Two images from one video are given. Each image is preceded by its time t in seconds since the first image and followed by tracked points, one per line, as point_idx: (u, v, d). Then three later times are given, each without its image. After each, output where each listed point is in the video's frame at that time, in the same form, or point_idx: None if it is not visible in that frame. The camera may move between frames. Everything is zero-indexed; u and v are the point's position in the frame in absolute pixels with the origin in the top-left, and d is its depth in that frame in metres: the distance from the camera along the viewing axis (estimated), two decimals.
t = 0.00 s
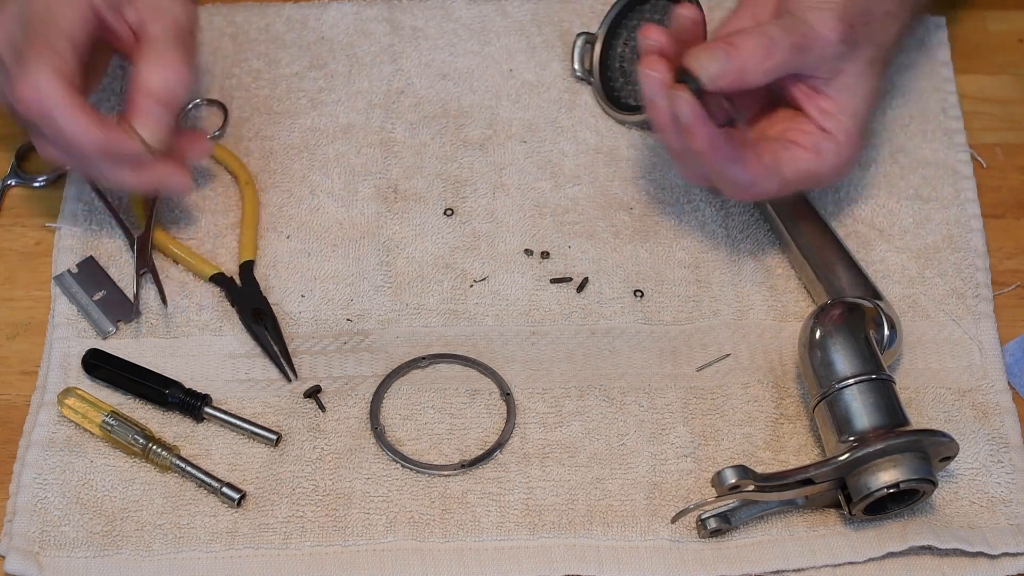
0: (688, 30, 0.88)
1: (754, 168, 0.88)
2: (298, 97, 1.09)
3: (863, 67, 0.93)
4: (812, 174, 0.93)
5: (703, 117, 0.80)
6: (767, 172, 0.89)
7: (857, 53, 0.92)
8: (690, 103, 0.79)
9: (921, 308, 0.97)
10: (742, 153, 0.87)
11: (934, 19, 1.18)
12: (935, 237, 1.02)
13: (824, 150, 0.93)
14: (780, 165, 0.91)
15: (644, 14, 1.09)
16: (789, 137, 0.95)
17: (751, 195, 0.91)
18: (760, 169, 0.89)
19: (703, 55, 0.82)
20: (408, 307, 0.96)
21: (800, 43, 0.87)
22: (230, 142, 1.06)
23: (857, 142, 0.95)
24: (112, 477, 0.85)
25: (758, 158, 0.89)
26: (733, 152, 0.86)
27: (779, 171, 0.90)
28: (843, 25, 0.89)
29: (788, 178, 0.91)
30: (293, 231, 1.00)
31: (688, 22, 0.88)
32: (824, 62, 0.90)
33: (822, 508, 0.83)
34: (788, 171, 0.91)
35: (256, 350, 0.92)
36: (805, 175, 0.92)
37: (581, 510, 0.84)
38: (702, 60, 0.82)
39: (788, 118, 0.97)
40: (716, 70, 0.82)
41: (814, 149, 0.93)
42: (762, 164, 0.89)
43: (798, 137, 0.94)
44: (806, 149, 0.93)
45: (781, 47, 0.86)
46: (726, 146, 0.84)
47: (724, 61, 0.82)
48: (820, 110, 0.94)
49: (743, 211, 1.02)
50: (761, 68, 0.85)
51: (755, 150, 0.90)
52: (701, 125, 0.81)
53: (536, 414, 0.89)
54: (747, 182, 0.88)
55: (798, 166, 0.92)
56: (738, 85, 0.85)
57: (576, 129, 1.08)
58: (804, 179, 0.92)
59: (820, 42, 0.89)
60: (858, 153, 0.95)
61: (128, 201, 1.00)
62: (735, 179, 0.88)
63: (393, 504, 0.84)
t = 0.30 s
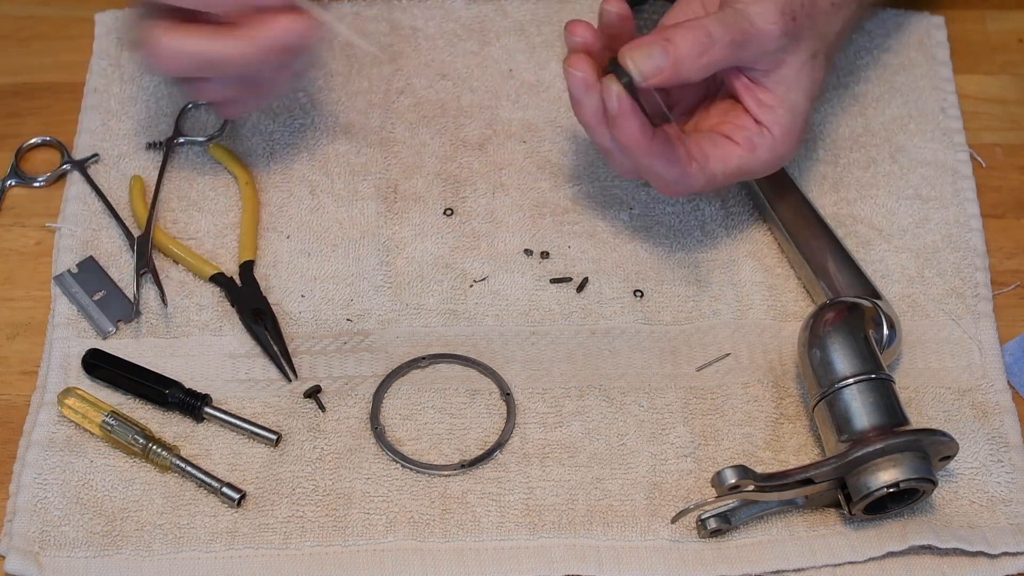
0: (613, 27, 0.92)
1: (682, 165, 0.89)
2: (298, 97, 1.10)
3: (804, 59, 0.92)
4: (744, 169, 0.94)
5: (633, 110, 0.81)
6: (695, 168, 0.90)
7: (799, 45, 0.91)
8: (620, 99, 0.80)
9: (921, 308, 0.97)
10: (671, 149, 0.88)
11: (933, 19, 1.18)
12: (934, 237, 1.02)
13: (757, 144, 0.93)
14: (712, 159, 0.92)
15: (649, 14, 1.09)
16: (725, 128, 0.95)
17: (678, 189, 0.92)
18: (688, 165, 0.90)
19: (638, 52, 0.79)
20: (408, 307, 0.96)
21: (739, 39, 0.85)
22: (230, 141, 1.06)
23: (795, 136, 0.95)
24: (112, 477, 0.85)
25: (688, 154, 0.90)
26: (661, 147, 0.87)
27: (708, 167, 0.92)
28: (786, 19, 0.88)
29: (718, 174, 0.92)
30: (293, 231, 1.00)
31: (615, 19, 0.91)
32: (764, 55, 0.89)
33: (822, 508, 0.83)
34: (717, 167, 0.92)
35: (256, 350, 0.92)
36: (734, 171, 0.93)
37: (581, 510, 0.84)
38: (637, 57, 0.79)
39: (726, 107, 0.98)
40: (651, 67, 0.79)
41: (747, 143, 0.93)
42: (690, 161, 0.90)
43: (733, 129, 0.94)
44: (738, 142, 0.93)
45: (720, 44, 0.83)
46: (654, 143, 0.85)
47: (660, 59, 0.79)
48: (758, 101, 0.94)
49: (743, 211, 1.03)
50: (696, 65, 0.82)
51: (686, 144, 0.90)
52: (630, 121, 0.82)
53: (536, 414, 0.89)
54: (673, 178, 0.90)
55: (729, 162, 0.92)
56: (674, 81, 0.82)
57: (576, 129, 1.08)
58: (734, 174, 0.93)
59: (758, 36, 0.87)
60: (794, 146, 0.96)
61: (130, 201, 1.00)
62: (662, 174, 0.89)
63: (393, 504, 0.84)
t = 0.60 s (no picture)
0: (622, 28, 0.91)
1: (681, 173, 0.89)
2: (298, 98, 1.09)
3: (804, 71, 0.92)
4: (744, 179, 0.94)
5: (632, 116, 0.82)
6: (695, 176, 0.90)
7: (798, 57, 0.91)
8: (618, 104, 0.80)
9: (921, 308, 0.97)
10: (671, 155, 0.88)
11: (933, 19, 1.18)
12: (935, 237, 1.02)
13: (758, 155, 0.93)
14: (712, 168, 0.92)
15: (649, 14, 1.09)
16: (726, 137, 0.95)
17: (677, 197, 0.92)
18: (688, 174, 0.89)
19: (637, 57, 0.80)
20: (407, 307, 0.96)
21: (738, 49, 0.86)
22: (230, 141, 1.06)
23: (796, 147, 0.95)
24: (112, 477, 0.85)
25: (688, 162, 0.90)
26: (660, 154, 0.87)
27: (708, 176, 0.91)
28: (784, 31, 0.88)
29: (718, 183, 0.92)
30: (293, 231, 1.00)
31: (623, 19, 0.90)
32: (763, 67, 0.90)
33: (822, 508, 0.83)
34: (716, 176, 0.92)
35: (256, 350, 0.92)
36: (734, 180, 0.93)
37: (581, 510, 0.84)
38: (635, 62, 0.80)
39: (728, 117, 0.98)
40: (649, 74, 0.80)
41: (747, 153, 0.93)
42: (690, 169, 0.90)
43: (734, 139, 0.94)
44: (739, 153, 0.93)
45: (718, 54, 0.84)
46: (652, 149, 0.85)
47: (657, 66, 0.80)
48: (757, 113, 0.94)
49: (743, 211, 1.03)
50: (693, 74, 0.82)
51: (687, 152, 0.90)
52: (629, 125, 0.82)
53: (536, 414, 0.89)
54: (671, 185, 0.89)
55: (729, 171, 0.92)
56: (670, 89, 0.83)
57: (576, 129, 1.08)
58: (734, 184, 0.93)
59: (757, 48, 0.88)
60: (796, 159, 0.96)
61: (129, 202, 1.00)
62: (660, 180, 0.89)
63: (393, 504, 0.84)
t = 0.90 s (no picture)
0: (632, 25, 0.91)
1: (677, 175, 0.89)
2: (298, 98, 1.09)
3: (804, 82, 0.93)
4: (740, 186, 0.93)
5: (630, 115, 0.82)
6: (690, 179, 0.90)
7: (799, 68, 0.92)
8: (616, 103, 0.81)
9: (921, 308, 0.97)
10: (668, 157, 0.88)
11: (933, 19, 1.18)
12: (935, 237, 1.02)
13: (755, 163, 0.93)
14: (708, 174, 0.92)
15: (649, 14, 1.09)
16: (725, 143, 0.95)
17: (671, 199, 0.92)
18: (683, 177, 0.89)
19: (637, 57, 0.81)
20: (408, 307, 0.96)
21: (740, 55, 0.86)
22: (230, 141, 1.06)
23: (794, 158, 0.94)
24: (112, 477, 0.85)
25: (684, 165, 0.90)
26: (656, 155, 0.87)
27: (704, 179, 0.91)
28: (786, 39, 0.89)
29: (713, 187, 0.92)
30: (293, 231, 1.00)
31: (633, 16, 0.90)
32: (763, 74, 0.90)
33: (822, 508, 0.83)
34: (711, 180, 0.92)
35: (255, 350, 0.92)
36: (729, 186, 0.93)
37: (581, 510, 0.84)
38: (635, 62, 0.81)
39: (729, 124, 0.98)
40: (650, 75, 0.81)
41: (745, 161, 0.93)
42: (686, 171, 0.90)
43: (732, 146, 0.94)
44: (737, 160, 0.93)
45: (719, 57, 0.85)
46: (648, 150, 0.85)
47: (658, 67, 0.81)
48: (757, 121, 0.94)
49: (743, 211, 1.03)
50: (694, 77, 0.83)
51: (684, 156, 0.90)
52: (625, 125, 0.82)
53: (536, 414, 0.89)
54: (665, 187, 0.90)
55: (724, 177, 0.92)
56: (669, 91, 0.84)
57: (577, 129, 1.08)
58: (729, 190, 0.93)
59: (759, 55, 0.88)
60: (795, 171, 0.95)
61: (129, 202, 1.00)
62: (656, 181, 0.89)
63: (393, 504, 0.84)
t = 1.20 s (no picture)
0: (634, 22, 0.91)
1: (675, 172, 0.89)
2: (298, 97, 1.10)
3: (803, 79, 0.92)
4: (739, 183, 0.93)
5: (627, 111, 0.82)
6: (688, 175, 0.90)
7: (798, 64, 0.91)
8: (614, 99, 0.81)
9: (921, 308, 0.97)
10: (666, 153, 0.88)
11: (933, 19, 1.18)
12: (935, 237, 1.02)
13: (754, 160, 0.93)
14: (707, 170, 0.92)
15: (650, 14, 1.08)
16: (725, 140, 0.95)
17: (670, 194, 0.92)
18: (681, 173, 0.90)
19: (633, 54, 0.80)
20: (408, 307, 0.96)
21: (738, 51, 0.86)
22: (230, 141, 1.06)
23: (794, 154, 0.94)
24: (112, 477, 0.85)
25: (683, 161, 0.90)
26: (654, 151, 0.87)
27: (702, 175, 0.91)
28: (785, 36, 0.89)
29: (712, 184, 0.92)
30: (293, 231, 1.00)
31: (634, 13, 0.91)
32: (761, 71, 0.90)
33: (822, 508, 0.83)
34: (711, 177, 0.92)
35: (255, 350, 0.92)
36: (728, 183, 0.93)
37: (581, 510, 0.84)
38: (633, 59, 0.80)
39: (730, 120, 0.98)
40: (645, 71, 0.80)
41: (744, 158, 0.93)
42: (684, 167, 0.90)
43: (732, 142, 0.94)
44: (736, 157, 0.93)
45: (717, 53, 0.84)
46: (646, 145, 0.86)
47: (655, 63, 0.81)
48: (756, 118, 0.94)
49: (744, 211, 1.03)
50: (691, 73, 0.83)
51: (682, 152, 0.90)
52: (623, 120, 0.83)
53: (536, 414, 0.89)
54: (664, 183, 0.90)
55: (723, 174, 0.92)
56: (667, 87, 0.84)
57: (577, 129, 1.08)
58: (728, 187, 0.93)
59: (757, 51, 0.88)
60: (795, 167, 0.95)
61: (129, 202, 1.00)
62: (653, 177, 0.89)
63: (393, 504, 0.84)
